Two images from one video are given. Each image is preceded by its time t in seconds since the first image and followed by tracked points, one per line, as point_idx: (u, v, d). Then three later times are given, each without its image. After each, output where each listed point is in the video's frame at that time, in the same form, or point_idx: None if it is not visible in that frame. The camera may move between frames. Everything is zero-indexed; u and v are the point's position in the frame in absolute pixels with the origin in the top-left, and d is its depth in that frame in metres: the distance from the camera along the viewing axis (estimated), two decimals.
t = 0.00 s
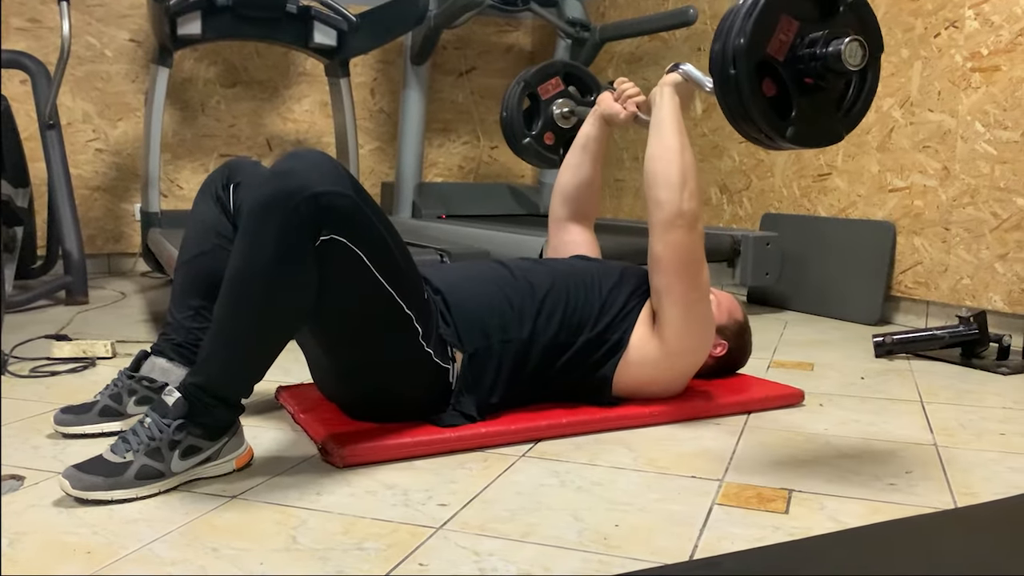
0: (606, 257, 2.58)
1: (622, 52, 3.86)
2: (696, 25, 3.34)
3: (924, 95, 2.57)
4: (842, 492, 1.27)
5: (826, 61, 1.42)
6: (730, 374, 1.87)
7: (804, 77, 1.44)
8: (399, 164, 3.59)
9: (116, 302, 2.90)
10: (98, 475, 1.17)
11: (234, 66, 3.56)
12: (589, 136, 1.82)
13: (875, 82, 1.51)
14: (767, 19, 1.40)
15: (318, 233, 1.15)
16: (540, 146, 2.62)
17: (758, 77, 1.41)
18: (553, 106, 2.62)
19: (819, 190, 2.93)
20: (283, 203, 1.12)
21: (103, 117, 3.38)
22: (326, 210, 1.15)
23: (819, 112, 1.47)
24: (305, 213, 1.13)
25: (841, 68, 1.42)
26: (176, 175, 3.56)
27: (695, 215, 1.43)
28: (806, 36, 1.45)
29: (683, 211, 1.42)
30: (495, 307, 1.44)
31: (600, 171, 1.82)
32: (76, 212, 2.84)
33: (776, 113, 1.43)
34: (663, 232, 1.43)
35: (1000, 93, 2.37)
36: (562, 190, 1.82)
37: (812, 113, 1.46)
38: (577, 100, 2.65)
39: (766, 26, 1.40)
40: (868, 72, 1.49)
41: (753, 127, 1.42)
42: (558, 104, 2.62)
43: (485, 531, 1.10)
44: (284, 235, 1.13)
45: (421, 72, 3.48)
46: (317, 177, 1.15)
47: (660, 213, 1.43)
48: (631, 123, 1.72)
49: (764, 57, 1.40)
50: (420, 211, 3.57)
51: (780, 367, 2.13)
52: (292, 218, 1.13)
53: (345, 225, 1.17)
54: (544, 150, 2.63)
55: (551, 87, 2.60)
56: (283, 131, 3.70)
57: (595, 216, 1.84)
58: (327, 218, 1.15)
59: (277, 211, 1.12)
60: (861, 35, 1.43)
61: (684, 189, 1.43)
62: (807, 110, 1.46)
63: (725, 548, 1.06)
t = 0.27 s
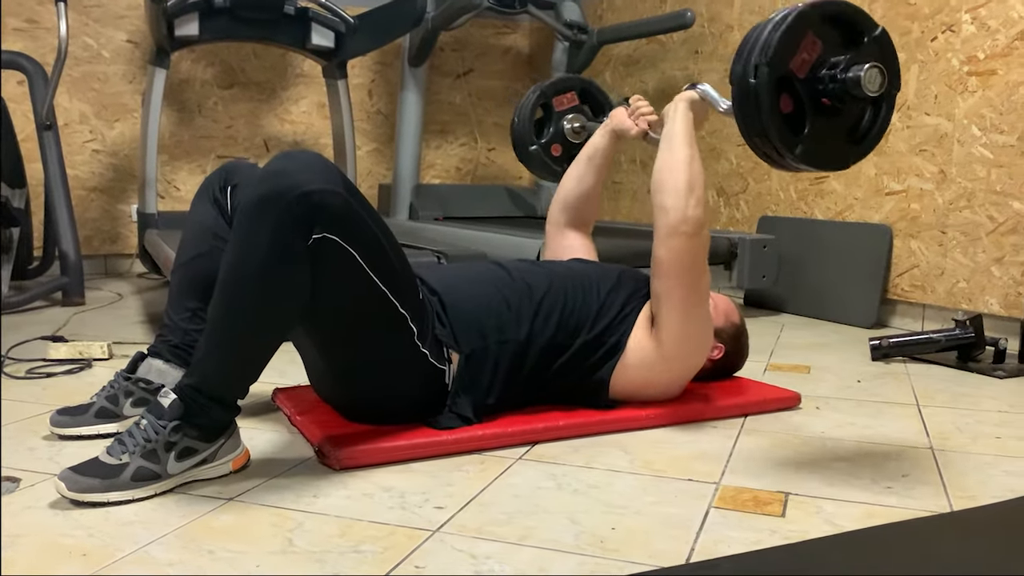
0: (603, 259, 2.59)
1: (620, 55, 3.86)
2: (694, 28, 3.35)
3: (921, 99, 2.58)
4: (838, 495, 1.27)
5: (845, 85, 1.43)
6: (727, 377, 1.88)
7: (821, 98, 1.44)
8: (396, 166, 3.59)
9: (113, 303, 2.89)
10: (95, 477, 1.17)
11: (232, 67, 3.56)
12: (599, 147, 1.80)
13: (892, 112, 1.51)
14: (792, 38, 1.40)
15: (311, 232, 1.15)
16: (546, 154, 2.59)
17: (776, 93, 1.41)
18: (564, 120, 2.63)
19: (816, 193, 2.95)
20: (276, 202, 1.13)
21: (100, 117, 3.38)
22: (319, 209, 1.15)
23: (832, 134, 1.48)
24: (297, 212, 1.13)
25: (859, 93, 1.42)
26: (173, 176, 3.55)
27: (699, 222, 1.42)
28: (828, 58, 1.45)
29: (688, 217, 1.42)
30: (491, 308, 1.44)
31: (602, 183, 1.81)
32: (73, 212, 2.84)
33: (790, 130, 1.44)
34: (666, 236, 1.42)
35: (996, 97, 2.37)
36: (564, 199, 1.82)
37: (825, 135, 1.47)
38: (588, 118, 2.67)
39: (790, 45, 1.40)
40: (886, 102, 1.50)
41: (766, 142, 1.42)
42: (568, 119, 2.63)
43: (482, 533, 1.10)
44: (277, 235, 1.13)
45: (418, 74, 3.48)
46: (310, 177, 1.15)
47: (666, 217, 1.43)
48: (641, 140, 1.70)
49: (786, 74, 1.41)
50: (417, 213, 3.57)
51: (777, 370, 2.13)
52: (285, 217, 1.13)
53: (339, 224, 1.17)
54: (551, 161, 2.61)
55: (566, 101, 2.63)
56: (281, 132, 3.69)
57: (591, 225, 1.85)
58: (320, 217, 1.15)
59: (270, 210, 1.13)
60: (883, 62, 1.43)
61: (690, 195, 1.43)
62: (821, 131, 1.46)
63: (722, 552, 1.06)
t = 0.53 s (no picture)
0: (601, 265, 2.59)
1: (618, 60, 3.87)
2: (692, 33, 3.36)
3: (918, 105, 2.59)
4: (836, 502, 1.28)
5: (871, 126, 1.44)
6: (725, 383, 1.88)
7: (846, 137, 1.45)
8: (395, 170, 3.59)
9: (111, 307, 2.89)
10: (92, 482, 1.17)
11: (231, 71, 3.56)
12: (613, 166, 1.82)
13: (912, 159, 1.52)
14: (825, 75, 1.41)
15: (308, 237, 1.16)
16: (561, 173, 2.60)
17: (805, 126, 1.41)
18: (582, 142, 2.62)
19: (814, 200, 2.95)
20: (273, 207, 1.13)
21: (99, 121, 3.38)
22: (316, 214, 1.15)
23: (854, 173, 1.47)
24: (293, 218, 1.14)
25: (884, 135, 1.43)
26: (172, 180, 3.55)
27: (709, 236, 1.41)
28: (859, 100, 1.46)
29: (695, 230, 1.41)
30: (490, 313, 1.44)
31: (612, 203, 1.84)
32: (71, 216, 2.84)
33: (813, 163, 1.43)
34: (673, 246, 1.42)
35: (994, 103, 2.38)
36: (572, 212, 1.83)
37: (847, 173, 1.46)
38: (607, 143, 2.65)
39: (824, 80, 1.41)
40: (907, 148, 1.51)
41: (790, 174, 1.41)
42: (587, 142, 2.61)
43: (480, 540, 1.10)
44: (275, 240, 1.13)
45: (417, 78, 3.49)
46: (307, 181, 1.16)
47: (675, 228, 1.42)
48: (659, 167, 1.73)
49: (817, 110, 1.41)
50: (416, 217, 3.57)
51: (775, 376, 2.13)
52: (282, 222, 1.13)
53: (337, 229, 1.17)
54: (565, 181, 2.62)
55: (586, 124, 2.63)
56: (279, 136, 3.69)
57: (592, 241, 1.87)
58: (317, 222, 1.15)
59: (266, 216, 1.13)
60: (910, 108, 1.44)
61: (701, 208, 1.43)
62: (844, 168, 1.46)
63: (720, 558, 1.06)
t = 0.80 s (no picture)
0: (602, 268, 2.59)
1: (619, 63, 3.87)
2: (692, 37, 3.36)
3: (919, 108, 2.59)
4: (837, 505, 1.27)
5: (899, 174, 1.41)
6: (726, 386, 1.87)
7: (874, 182, 1.42)
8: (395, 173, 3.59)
9: (111, 310, 2.89)
10: (92, 485, 1.17)
11: (231, 74, 3.57)
12: (630, 188, 1.81)
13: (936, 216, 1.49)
14: (861, 119, 1.39)
15: (305, 237, 1.15)
16: (576, 197, 2.55)
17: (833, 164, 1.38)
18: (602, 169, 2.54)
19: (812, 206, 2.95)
20: (270, 208, 1.13)
21: (100, 124, 3.38)
22: (312, 215, 1.15)
23: (879, 221, 1.44)
24: (289, 218, 1.13)
25: (913, 184, 1.40)
26: (172, 183, 3.56)
27: (724, 251, 1.40)
28: (890, 149, 1.44)
29: (710, 242, 1.40)
30: (490, 315, 1.44)
31: (622, 223, 1.85)
32: (72, 219, 2.84)
33: (838, 202, 1.40)
34: (686, 258, 1.41)
35: (994, 107, 2.38)
36: (581, 224, 1.84)
37: (871, 219, 1.43)
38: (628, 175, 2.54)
39: (857, 122, 1.38)
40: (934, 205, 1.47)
41: (812, 209, 1.38)
42: (606, 171, 2.52)
43: (480, 543, 1.10)
44: (272, 240, 1.13)
45: (417, 82, 3.49)
46: (304, 182, 1.16)
47: (689, 239, 1.41)
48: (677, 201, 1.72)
49: (847, 150, 1.38)
50: (416, 220, 3.57)
51: (775, 379, 2.13)
52: (278, 222, 1.13)
53: (334, 230, 1.17)
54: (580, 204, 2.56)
55: (609, 152, 2.54)
56: (280, 139, 3.70)
57: (596, 255, 1.88)
58: (314, 223, 1.15)
59: (263, 216, 1.13)
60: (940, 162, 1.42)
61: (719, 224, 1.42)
62: (869, 214, 1.42)
63: (721, 561, 1.06)
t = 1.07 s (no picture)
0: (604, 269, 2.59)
1: (621, 64, 3.87)
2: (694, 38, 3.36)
3: (921, 109, 2.58)
4: (839, 506, 1.27)
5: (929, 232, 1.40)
6: (728, 387, 1.87)
7: (903, 236, 1.41)
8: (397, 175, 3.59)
9: (114, 311, 2.90)
10: (94, 486, 1.17)
11: (234, 76, 3.57)
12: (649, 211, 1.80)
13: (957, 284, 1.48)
14: (900, 172, 1.39)
15: (303, 237, 1.15)
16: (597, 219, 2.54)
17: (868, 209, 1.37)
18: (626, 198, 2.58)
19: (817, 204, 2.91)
20: (268, 207, 1.13)
21: (103, 126, 3.38)
22: (309, 213, 1.15)
23: (902, 276, 1.42)
24: (287, 217, 1.14)
25: (941, 244, 1.40)
26: (175, 185, 3.56)
27: (743, 265, 1.38)
28: (922, 208, 1.44)
29: (728, 254, 1.38)
30: (492, 315, 1.44)
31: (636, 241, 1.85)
32: (74, 220, 2.84)
33: (866, 249, 1.38)
34: (703, 268, 1.39)
35: (997, 108, 2.38)
36: (597, 237, 1.83)
37: (895, 273, 1.41)
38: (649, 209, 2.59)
39: (896, 174, 1.38)
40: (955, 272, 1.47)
41: (840, 250, 1.36)
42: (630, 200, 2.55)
43: (482, 544, 1.09)
44: (271, 240, 1.13)
45: (419, 83, 3.49)
46: (302, 181, 1.16)
47: (707, 249, 1.39)
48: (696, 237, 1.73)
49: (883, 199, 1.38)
50: (418, 222, 3.57)
51: (778, 380, 2.13)
52: (276, 221, 1.13)
53: (333, 229, 1.17)
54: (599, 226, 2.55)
55: (636, 183, 2.60)
56: (282, 140, 3.70)
57: (604, 264, 1.88)
58: (312, 222, 1.15)
59: (260, 215, 1.13)
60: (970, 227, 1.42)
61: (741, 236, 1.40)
62: (893, 267, 1.41)
63: (723, 563, 1.05)
